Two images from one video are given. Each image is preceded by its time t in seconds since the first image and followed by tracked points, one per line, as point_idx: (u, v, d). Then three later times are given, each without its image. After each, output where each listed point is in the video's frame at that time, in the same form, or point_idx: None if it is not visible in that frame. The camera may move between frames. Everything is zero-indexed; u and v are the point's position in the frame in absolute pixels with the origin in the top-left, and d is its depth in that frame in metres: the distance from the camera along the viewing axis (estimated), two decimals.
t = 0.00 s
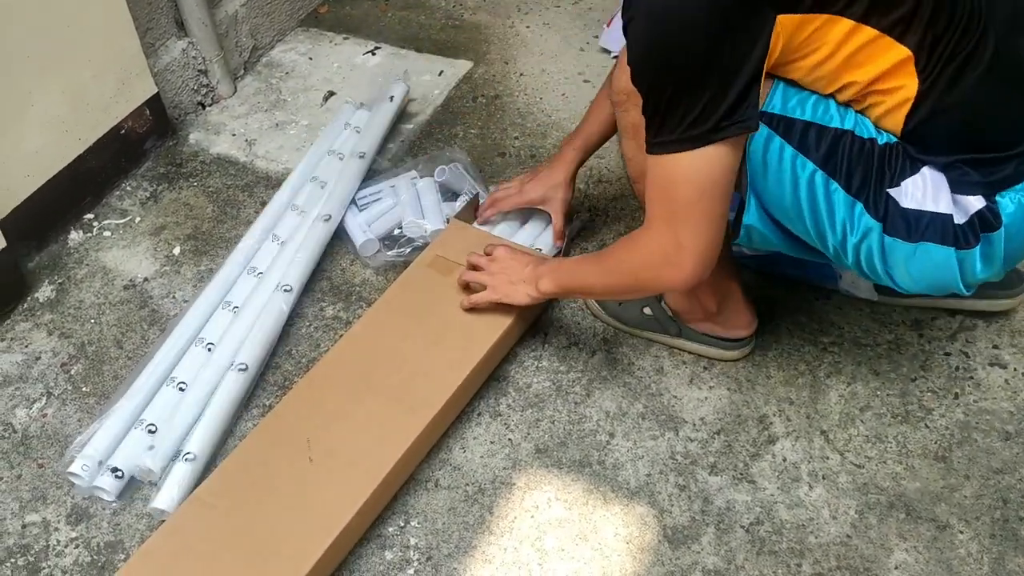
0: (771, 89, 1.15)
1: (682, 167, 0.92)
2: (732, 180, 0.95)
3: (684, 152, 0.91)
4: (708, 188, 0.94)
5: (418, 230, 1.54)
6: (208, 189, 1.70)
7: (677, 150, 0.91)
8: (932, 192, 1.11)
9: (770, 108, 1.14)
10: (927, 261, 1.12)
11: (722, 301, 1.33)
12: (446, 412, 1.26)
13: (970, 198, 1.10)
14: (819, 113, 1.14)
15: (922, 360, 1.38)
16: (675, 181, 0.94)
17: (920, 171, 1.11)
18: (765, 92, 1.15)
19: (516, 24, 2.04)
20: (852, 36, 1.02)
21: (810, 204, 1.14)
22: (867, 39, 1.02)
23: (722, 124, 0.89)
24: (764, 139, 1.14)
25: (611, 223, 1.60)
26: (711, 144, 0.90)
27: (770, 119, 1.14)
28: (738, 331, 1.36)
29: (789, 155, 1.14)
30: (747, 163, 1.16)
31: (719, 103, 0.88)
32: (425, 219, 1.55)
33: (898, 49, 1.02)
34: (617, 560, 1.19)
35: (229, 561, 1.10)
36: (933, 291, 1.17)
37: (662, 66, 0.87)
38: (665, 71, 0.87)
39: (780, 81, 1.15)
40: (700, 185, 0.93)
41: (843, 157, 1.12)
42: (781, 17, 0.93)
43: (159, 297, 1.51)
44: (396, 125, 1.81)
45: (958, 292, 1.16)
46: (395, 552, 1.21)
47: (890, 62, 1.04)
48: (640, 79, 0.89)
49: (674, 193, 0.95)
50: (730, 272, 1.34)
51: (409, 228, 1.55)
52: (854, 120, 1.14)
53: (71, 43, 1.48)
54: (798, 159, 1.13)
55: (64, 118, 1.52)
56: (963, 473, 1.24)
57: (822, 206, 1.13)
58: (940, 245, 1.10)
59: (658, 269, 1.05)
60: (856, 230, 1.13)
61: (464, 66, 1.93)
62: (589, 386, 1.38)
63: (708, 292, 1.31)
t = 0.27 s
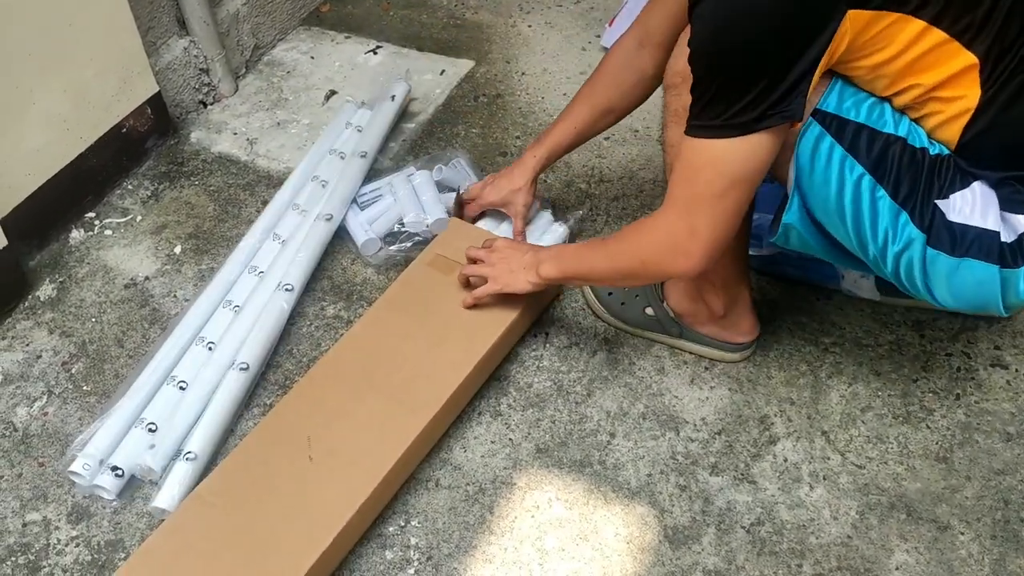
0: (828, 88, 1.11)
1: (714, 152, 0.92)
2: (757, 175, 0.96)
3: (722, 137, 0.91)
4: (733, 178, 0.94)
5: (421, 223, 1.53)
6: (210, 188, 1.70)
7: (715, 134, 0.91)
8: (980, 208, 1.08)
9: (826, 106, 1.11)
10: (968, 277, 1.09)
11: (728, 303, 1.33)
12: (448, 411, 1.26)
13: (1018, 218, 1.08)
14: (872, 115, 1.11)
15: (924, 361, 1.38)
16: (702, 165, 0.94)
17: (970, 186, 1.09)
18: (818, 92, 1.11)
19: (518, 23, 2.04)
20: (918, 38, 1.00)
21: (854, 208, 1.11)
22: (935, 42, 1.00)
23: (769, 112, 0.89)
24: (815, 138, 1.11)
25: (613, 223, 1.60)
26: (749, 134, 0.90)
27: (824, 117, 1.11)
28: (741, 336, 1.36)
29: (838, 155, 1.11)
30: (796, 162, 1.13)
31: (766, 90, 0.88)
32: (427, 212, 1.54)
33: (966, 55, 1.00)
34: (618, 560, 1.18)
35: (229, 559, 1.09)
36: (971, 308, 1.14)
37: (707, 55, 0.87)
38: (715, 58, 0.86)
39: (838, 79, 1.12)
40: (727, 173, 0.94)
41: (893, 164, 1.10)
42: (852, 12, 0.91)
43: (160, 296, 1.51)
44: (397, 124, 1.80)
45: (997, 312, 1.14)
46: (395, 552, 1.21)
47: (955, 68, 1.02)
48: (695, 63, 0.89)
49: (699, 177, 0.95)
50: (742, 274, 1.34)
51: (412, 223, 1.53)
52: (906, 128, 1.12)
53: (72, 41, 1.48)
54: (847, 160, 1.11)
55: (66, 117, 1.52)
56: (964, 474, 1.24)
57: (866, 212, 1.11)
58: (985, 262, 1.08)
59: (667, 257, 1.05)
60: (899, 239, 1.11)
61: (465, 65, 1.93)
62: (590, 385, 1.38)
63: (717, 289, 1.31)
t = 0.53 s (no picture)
0: (823, 88, 1.11)
1: (711, 149, 0.92)
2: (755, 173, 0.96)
3: (719, 133, 0.91)
4: (729, 176, 0.94)
5: (420, 224, 1.54)
6: (209, 187, 1.70)
7: (711, 130, 0.91)
8: (977, 208, 1.07)
9: (821, 106, 1.11)
10: (965, 280, 1.08)
11: (727, 304, 1.33)
12: (446, 411, 1.26)
13: (1015, 218, 1.07)
14: (867, 116, 1.11)
15: (923, 361, 1.38)
16: (698, 162, 0.94)
17: (967, 187, 1.08)
18: (813, 93, 1.11)
19: (518, 22, 2.04)
20: (911, 33, 1.00)
21: (851, 209, 1.11)
22: (928, 38, 1.00)
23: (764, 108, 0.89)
24: (811, 138, 1.11)
25: (613, 223, 1.60)
26: (745, 128, 0.90)
27: (819, 118, 1.11)
28: (741, 336, 1.36)
29: (834, 155, 1.11)
30: (792, 164, 1.12)
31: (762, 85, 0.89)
32: (427, 214, 1.54)
33: (961, 51, 1.00)
34: (617, 560, 1.18)
35: (217, 552, 1.09)
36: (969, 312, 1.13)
37: (705, 50, 0.86)
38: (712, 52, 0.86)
39: (834, 79, 1.12)
40: (723, 169, 0.93)
41: (889, 165, 1.10)
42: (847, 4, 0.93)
43: (160, 295, 1.51)
44: (397, 123, 1.80)
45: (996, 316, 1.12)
46: (394, 552, 1.21)
47: (950, 65, 1.02)
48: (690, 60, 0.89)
49: (696, 175, 0.95)
50: (743, 276, 1.34)
51: (412, 224, 1.54)
52: (903, 131, 1.12)
53: (71, 40, 1.48)
54: (843, 161, 1.11)
55: (66, 116, 1.52)
56: (964, 474, 1.24)
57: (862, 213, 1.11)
58: (982, 263, 1.07)
59: (661, 257, 1.04)
60: (896, 240, 1.10)
61: (465, 64, 1.93)
62: (590, 385, 1.38)
63: (715, 291, 1.30)
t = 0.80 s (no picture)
0: (816, 84, 1.11)
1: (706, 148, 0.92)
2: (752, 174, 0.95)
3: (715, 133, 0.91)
4: (725, 177, 0.93)
5: (417, 224, 1.53)
6: (206, 186, 1.70)
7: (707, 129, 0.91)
8: (971, 201, 1.07)
9: (816, 100, 1.10)
10: (960, 273, 1.08)
11: (722, 300, 1.33)
12: (443, 410, 1.26)
13: (1010, 211, 1.06)
14: (862, 110, 1.11)
15: (920, 360, 1.38)
16: (694, 160, 0.93)
17: (962, 181, 1.08)
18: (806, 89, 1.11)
19: (515, 21, 2.04)
20: (904, 32, 1.00)
21: (846, 202, 1.10)
22: (922, 36, 1.00)
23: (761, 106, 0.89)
24: (807, 130, 1.11)
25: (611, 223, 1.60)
26: (741, 127, 0.90)
27: (814, 111, 1.10)
28: (737, 335, 1.36)
29: (829, 148, 1.11)
30: (787, 158, 1.12)
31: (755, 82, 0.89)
32: (423, 212, 1.53)
33: (954, 51, 1.00)
34: (615, 560, 1.18)
35: (213, 552, 1.09)
36: (967, 305, 1.13)
37: (699, 49, 0.87)
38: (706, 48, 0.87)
39: (828, 74, 1.11)
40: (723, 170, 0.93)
41: (884, 157, 1.10)
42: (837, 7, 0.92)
43: (156, 295, 1.50)
44: (394, 122, 1.80)
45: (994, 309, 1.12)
46: (391, 551, 1.21)
47: (944, 62, 1.02)
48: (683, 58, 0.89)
49: (692, 175, 0.94)
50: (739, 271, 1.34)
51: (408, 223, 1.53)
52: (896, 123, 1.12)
53: (67, 39, 1.47)
54: (839, 154, 1.10)
55: (62, 115, 1.52)
56: (961, 473, 1.24)
57: (857, 206, 1.10)
58: (976, 256, 1.06)
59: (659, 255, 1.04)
60: (890, 233, 1.10)
61: (463, 63, 1.92)
62: (587, 385, 1.38)
63: (710, 288, 1.30)
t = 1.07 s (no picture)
0: (795, 68, 1.05)
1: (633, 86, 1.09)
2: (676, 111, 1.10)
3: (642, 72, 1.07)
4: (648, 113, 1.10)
5: (417, 224, 1.53)
6: (204, 186, 1.70)
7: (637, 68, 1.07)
8: (932, 210, 1.00)
9: (791, 83, 1.05)
10: (913, 278, 1.03)
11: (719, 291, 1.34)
12: (443, 410, 1.26)
13: (972, 227, 0.98)
14: (835, 100, 1.04)
15: (918, 360, 1.38)
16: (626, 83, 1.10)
17: (927, 189, 1.01)
18: (780, 71, 1.06)
19: (514, 22, 2.04)
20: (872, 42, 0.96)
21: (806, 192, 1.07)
22: (890, 49, 0.95)
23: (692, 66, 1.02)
24: (778, 111, 1.05)
25: (609, 223, 1.60)
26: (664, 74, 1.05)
27: (787, 94, 1.05)
28: (735, 330, 1.35)
29: (798, 131, 1.05)
30: (759, 136, 1.07)
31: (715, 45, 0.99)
32: (422, 212, 1.53)
33: (926, 66, 0.94)
34: (613, 559, 1.18)
35: (212, 552, 1.10)
36: (923, 307, 1.09)
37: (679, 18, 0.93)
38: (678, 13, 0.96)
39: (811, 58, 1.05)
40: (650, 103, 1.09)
41: (852, 148, 1.03)
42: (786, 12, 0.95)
43: (155, 295, 1.50)
44: (393, 123, 1.80)
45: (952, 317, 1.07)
46: (390, 551, 1.21)
47: (914, 79, 0.96)
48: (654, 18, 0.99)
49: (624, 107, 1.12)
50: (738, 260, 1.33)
51: (408, 223, 1.53)
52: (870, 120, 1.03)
53: (66, 40, 1.47)
54: (807, 140, 1.05)
55: (61, 116, 1.52)
56: (958, 473, 1.24)
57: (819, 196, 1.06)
58: (926, 265, 1.01)
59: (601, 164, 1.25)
60: (848, 229, 1.06)
61: (461, 64, 1.93)
62: (585, 385, 1.38)
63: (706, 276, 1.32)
